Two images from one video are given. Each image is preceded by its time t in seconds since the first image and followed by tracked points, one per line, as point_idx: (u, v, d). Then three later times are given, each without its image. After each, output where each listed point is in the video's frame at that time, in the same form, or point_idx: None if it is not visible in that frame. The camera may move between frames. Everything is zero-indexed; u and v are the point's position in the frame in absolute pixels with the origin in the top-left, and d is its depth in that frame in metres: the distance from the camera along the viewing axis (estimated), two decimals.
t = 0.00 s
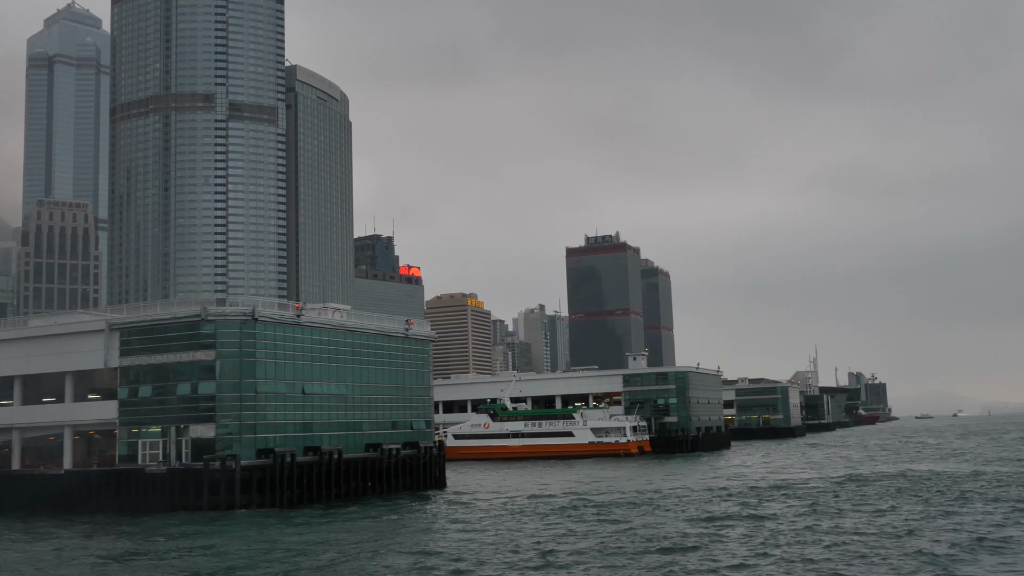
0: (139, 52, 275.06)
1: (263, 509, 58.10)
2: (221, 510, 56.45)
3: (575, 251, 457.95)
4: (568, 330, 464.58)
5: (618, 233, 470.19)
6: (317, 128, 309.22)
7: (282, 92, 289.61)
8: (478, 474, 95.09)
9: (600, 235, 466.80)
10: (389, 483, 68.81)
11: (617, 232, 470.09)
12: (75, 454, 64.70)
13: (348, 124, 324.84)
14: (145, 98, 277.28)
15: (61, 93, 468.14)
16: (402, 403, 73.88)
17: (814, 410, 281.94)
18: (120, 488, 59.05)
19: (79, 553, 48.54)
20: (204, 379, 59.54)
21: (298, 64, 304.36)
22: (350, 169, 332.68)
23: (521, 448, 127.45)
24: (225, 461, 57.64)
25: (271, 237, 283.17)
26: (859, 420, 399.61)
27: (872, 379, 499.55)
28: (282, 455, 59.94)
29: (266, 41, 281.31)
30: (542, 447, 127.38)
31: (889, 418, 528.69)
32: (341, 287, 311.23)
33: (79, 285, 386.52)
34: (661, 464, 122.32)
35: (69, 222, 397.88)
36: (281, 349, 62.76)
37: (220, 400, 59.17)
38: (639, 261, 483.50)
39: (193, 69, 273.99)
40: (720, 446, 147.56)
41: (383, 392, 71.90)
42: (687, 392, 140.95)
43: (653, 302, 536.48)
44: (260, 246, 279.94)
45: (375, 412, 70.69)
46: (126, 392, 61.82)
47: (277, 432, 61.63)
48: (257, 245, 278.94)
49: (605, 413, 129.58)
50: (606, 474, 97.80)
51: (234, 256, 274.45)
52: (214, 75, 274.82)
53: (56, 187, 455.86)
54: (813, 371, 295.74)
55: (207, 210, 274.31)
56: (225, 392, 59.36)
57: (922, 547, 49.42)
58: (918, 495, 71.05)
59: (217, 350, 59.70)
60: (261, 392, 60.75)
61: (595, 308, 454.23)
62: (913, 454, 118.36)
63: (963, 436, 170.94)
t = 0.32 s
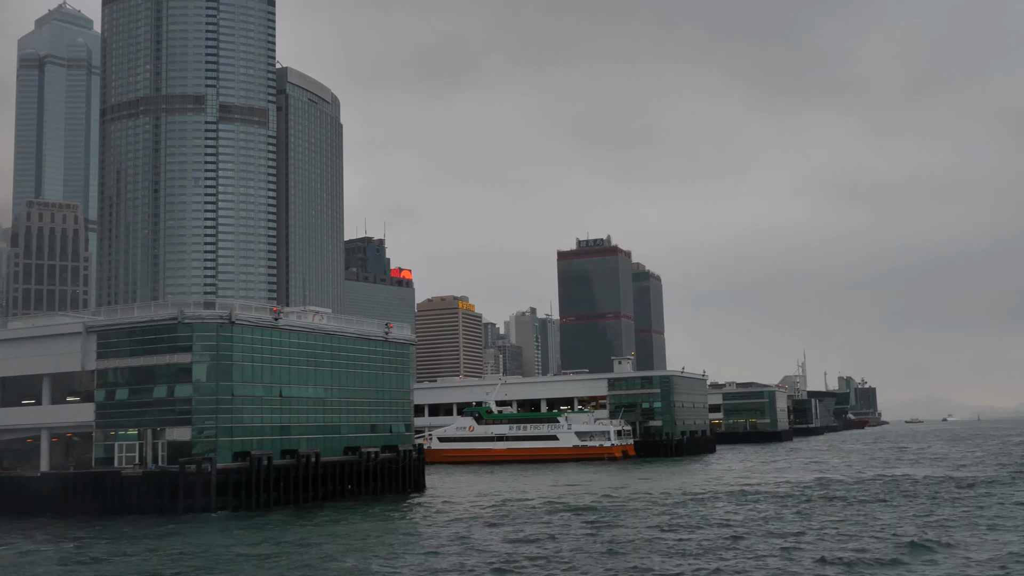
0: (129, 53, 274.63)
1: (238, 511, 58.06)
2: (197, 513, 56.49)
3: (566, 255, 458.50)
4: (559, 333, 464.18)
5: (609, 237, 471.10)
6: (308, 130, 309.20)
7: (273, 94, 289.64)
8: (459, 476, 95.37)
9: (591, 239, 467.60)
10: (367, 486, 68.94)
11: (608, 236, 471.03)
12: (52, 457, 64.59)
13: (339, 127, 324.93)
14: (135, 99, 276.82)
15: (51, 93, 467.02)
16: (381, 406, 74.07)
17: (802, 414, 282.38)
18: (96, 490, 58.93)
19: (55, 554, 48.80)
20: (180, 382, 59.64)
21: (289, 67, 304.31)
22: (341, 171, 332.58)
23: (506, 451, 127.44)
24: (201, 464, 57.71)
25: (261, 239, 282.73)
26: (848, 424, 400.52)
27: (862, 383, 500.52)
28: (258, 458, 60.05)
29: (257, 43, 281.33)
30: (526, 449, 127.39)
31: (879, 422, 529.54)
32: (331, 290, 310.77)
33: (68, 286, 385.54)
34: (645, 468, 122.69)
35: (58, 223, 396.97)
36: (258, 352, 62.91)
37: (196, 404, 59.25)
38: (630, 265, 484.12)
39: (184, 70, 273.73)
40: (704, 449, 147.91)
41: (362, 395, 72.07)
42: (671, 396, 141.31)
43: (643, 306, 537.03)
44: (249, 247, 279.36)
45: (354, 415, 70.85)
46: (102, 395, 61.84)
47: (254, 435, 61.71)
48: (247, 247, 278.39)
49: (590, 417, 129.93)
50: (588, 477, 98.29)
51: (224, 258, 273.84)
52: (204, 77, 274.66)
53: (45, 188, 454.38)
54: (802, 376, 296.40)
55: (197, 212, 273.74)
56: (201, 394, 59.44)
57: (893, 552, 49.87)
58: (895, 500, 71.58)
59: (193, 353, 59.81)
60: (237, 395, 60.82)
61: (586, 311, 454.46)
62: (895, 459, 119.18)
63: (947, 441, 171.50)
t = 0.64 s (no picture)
0: (118, 53, 274.15)
1: (213, 513, 58.11)
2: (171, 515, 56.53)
3: (557, 257, 458.71)
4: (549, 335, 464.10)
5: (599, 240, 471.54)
6: (297, 131, 308.87)
7: (262, 95, 289.20)
8: (440, 479, 95.39)
9: (581, 242, 467.85)
10: (344, 488, 69.08)
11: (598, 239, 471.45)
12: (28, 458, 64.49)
13: (329, 128, 324.68)
14: (123, 100, 276.26)
15: (41, 93, 465.55)
16: (359, 409, 74.17)
17: (789, 417, 283.30)
18: (70, 492, 58.91)
19: (28, 556, 49.01)
20: (156, 384, 59.76)
21: (279, 68, 303.77)
22: (330, 173, 332.25)
23: (489, 454, 127.44)
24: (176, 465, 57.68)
25: (250, 240, 282.19)
26: (836, 427, 401.31)
27: (851, 387, 501.64)
28: (233, 460, 60.11)
29: (246, 44, 280.73)
30: (510, 452, 127.42)
31: (867, 426, 531.03)
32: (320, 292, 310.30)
33: (55, 287, 384.23)
34: (628, 470, 122.86)
35: (46, 223, 395.61)
36: (235, 354, 63.02)
37: (172, 407, 59.36)
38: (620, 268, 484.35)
39: (173, 70, 273.34)
40: (687, 452, 148.17)
41: (339, 398, 72.14)
42: (654, 399, 141.57)
43: (633, 309, 537.49)
44: (238, 248, 278.81)
45: (331, 418, 70.98)
46: (78, 397, 61.92)
47: (229, 437, 61.83)
48: (235, 248, 277.78)
49: (573, 419, 130.04)
50: (569, 479, 98.50)
51: (212, 260, 273.20)
52: (194, 77, 274.31)
53: (34, 188, 452.63)
54: (789, 379, 296.79)
55: (186, 212, 273.20)
56: (176, 397, 59.52)
57: (871, 556, 49.99)
58: (875, 504, 71.71)
59: (169, 355, 59.92)
60: (213, 397, 60.87)
61: (576, 313, 454.60)
62: (877, 462, 119.70)
63: (931, 445, 171.95)
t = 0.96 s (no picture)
0: (107, 52, 273.59)
1: (187, 514, 58.12)
2: (145, 516, 56.51)
3: (547, 258, 459.01)
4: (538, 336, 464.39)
5: (589, 241, 471.86)
6: (286, 132, 308.60)
7: (251, 95, 289.02)
8: (420, 480, 95.58)
9: (571, 243, 468.17)
10: (321, 489, 69.19)
11: (588, 241, 471.78)
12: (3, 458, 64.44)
13: (318, 129, 324.37)
14: (112, 99, 275.68)
15: (29, 91, 464.00)
16: (337, 411, 74.39)
17: (777, 419, 284.26)
18: (46, 492, 58.78)
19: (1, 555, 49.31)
20: (130, 384, 59.82)
21: (268, 68, 303.44)
22: (319, 173, 331.79)
23: (472, 455, 127.50)
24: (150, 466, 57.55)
25: (238, 241, 281.63)
26: (823, 430, 402.18)
27: (839, 389, 502.60)
28: (208, 461, 60.19)
29: (235, 44, 280.57)
30: (492, 454, 127.58)
31: (855, 428, 532.93)
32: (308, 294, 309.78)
33: (43, 286, 383.08)
34: (611, 472, 123.18)
35: (34, 222, 394.48)
36: (211, 355, 63.13)
37: (147, 407, 59.40)
38: (610, 270, 484.61)
39: (162, 70, 272.79)
40: (671, 454, 148.40)
41: (316, 399, 72.26)
42: (638, 401, 141.85)
43: (623, 311, 538.00)
44: (226, 249, 278.24)
45: (308, 419, 71.12)
46: (53, 397, 61.94)
47: (205, 439, 61.84)
48: (224, 249, 277.18)
49: (556, 421, 130.27)
50: (549, 481, 98.75)
51: (201, 260, 272.58)
52: (182, 77, 273.83)
53: (22, 188, 450.85)
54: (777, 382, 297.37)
55: (174, 213, 272.69)
56: (151, 399, 59.59)
57: (844, 559, 50.39)
58: (853, 507, 72.04)
59: (145, 356, 59.96)
60: (188, 398, 60.93)
61: (565, 314, 455.01)
62: (858, 465, 120.23)
63: (914, 448, 172.44)
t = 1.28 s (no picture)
0: (95, 51, 272.77)
1: (161, 514, 58.11)
2: (119, 517, 56.43)
3: (536, 259, 459.01)
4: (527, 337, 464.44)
5: (579, 242, 471.92)
6: (275, 132, 308.19)
7: (240, 95, 288.50)
8: (401, 481, 95.67)
9: (560, 244, 468.19)
10: (298, 490, 69.26)
11: (578, 241, 471.84)
12: None
13: (307, 129, 324.00)
14: (100, 98, 275.01)
15: (17, 90, 461.46)
16: (314, 411, 74.47)
17: (763, 420, 285.05)
18: (20, 492, 58.79)
19: None
20: (105, 385, 59.84)
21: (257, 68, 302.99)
22: (308, 173, 331.36)
23: (455, 456, 127.51)
24: (123, 467, 57.50)
25: (226, 241, 281.08)
26: (811, 431, 402.96)
27: (827, 391, 503.67)
28: (182, 462, 60.17)
29: (224, 44, 279.97)
30: (475, 454, 127.70)
31: (842, 429, 535.14)
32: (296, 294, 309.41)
33: (30, 285, 381.39)
34: (593, 473, 123.35)
35: (21, 221, 393.32)
36: (186, 355, 63.21)
37: (122, 408, 59.44)
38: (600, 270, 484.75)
39: (150, 69, 272.05)
40: (654, 455, 148.70)
41: (293, 400, 72.34)
42: (621, 402, 142.09)
43: (613, 311, 538.28)
44: (214, 249, 277.65)
45: (285, 419, 71.20)
46: (28, 398, 61.99)
47: (180, 440, 61.85)
48: (212, 249, 276.56)
49: (539, 422, 130.48)
50: (529, 482, 98.86)
51: (188, 260, 272.03)
52: (171, 76, 273.08)
53: (10, 187, 448.50)
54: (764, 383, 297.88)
55: (162, 212, 272.10)
56: (126, 399, 59.62)
57: (812, 559, 50.59)
58: (830, 508, 72.22)
59: (119, 356, 59.99)
60: (163, 399, 60.97)
61: (555, 315, 455.25)
62: (840, 466, 120.59)
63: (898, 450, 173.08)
